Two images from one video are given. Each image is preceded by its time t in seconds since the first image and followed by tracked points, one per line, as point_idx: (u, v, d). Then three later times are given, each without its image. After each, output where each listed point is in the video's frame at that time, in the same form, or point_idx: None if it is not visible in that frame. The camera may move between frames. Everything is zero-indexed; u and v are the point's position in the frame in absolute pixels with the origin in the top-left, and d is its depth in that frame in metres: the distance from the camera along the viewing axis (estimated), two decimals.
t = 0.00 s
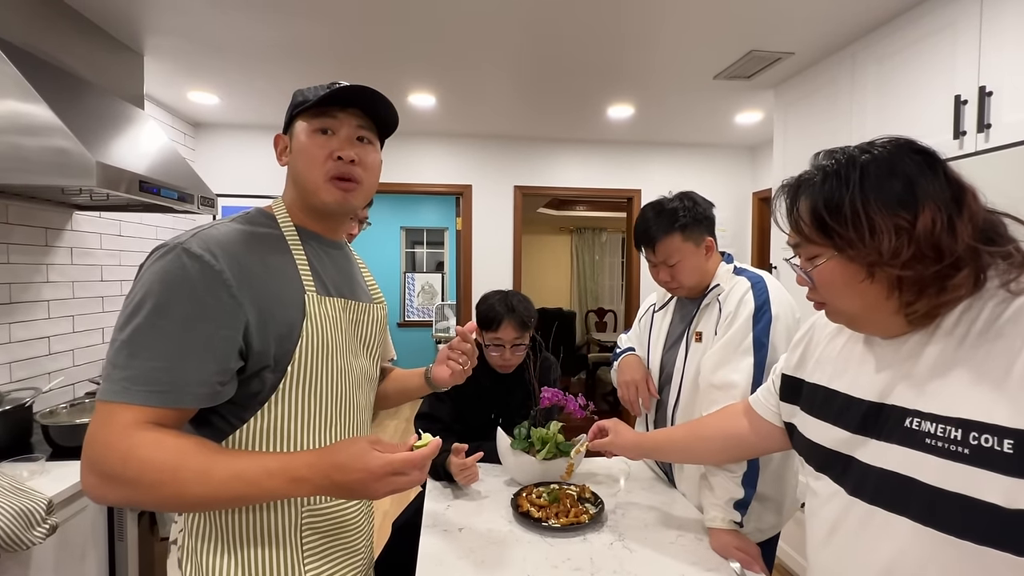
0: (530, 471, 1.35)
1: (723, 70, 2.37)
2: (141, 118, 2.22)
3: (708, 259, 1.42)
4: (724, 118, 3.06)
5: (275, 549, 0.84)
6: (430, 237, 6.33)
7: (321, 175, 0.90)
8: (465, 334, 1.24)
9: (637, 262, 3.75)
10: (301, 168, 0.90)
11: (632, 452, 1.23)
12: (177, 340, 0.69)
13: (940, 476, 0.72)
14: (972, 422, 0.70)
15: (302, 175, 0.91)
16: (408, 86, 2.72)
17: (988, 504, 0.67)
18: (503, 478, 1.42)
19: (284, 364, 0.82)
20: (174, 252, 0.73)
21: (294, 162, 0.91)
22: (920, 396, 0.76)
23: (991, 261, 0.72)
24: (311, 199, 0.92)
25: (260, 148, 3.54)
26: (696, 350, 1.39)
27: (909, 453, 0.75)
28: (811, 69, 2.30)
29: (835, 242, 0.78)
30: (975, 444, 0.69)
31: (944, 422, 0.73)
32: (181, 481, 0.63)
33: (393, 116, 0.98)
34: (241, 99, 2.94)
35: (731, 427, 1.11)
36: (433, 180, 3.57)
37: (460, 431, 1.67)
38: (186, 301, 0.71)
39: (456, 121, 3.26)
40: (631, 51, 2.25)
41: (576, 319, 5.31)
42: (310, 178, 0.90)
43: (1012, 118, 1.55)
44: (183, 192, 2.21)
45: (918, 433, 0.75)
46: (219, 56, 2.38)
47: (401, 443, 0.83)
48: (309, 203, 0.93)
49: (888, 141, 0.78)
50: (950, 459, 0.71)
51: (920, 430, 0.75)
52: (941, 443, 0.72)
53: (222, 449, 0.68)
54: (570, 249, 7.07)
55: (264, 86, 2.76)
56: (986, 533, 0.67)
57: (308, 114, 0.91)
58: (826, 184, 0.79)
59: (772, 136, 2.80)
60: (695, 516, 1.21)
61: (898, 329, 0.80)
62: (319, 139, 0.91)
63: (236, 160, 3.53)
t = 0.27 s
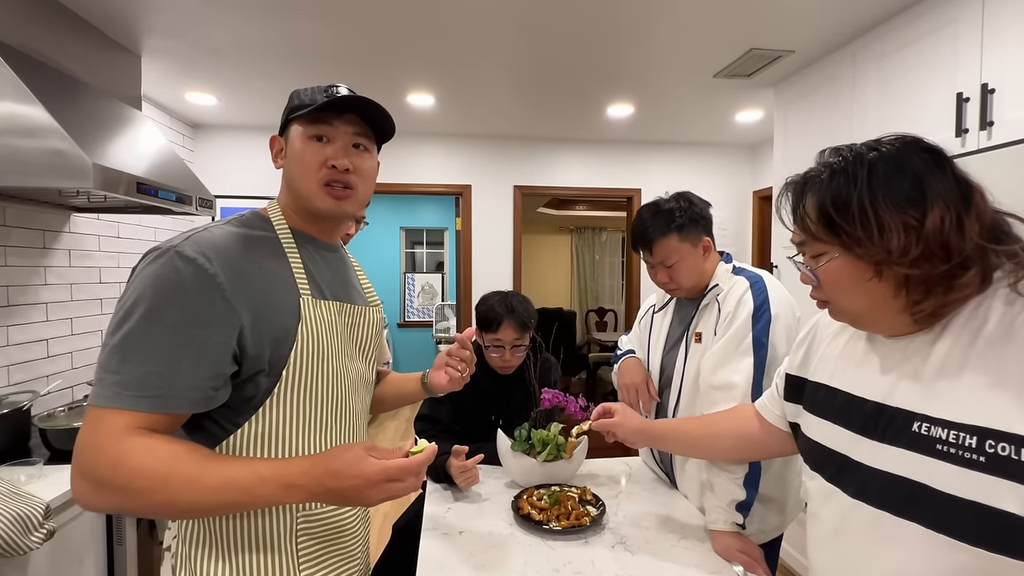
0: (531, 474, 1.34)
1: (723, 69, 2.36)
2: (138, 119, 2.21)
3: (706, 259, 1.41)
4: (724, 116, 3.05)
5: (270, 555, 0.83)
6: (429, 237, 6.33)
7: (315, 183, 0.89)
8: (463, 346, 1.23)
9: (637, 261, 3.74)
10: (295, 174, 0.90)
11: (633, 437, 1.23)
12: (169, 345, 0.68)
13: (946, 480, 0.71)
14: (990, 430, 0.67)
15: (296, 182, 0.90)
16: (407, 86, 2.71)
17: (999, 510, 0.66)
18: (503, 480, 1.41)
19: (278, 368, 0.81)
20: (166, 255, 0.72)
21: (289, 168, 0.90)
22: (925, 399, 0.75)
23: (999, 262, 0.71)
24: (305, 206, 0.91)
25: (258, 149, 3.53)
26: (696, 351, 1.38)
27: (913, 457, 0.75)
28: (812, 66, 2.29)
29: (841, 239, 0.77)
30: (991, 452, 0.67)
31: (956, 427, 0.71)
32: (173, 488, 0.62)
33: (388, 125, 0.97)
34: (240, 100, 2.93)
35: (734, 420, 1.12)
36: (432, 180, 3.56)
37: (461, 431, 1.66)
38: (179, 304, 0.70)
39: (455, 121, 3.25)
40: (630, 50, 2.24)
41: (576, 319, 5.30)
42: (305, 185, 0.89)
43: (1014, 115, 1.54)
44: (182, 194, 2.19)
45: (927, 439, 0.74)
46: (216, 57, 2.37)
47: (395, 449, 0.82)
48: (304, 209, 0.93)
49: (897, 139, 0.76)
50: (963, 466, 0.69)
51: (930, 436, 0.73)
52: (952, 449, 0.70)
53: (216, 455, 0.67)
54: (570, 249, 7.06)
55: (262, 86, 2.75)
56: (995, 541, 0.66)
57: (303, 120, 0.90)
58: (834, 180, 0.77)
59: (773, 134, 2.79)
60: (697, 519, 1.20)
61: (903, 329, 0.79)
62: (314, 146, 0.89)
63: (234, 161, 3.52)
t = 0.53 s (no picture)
0: (529, 474, 1.34)
1: (721, 67, 2.36)
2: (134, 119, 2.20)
3: (705, 258, 1.41)
4: (722, 114, 3.04)
5: (264, 560, 0.83)
6: (428, 237, 6.32)
7: (311, 184, 0.88)
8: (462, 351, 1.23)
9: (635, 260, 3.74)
10: (290, 175, 0.89)
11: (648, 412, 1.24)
12: (161, 347, 0.68)
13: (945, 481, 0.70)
14: (1006, 423, 0.65)
15: (290, 183, 0.89)
16: (404, 85, 2.70)
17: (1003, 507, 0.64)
18: (501, 480, 1.41)
19: (271, 371, 0.81)
20: (158, 255, 0.72)
21: (283, 168, 0.90)
22: (925, 398, 0.75)
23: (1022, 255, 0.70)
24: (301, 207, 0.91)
25: (255, 149, 3.52)
26: (694, 350, 1.38)
27: (912, 457, 0.74)
28: (810, 64, 2.29)
29: (865, 229, 0.75)
30: (1005, 446, 0.65)
31: (970, 422, 0.69)
32: (166, 493, 0.62)
33: (384, 126, 0.96)
34: (237, 100, 2.92)
35: (740, 410, 1.12)
36: (430, 179, 3.55)
37: (459, 431, 1.66)
38: (171, 305, 0.69)
39: (453, 120, 3.24)
40: (628, 48, 2.23)
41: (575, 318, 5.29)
42: (299, 185, 0.89)
43: (1013, 112, 1.54)
44: (178, 195, 2.19)
45: (938, 433, 0.72)
46: (212, 57, 2.36)
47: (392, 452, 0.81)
48: (299, 209, 0.92)
49: (920, 128, 0.75)
50: (976, 461, 0.67)
51: (940, 430, 0.72)
52: (964, 444, 0.68)
53: (210, 459, 0.66)
54: (570, 248, 7.05)
55: (259, 86, 2.74)
56: (1002, 537, 0.64)
57: (299, 120, 0.89)
58: (859, 168, 0.75)
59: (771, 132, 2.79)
60: (695, 519, 1.20)
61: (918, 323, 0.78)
62: (309, 146, 0.89)
63: (232, 162, 3.51)
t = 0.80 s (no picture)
0: (528, 473, 1.34)
1: (718, 65, 2.36)
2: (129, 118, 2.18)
3: (702, 252, 1.40)
4: (719, 113, 3.04)
5: (260, 562, 0.82)
6: (425, 236, 6.31)
7: (305, 184, 0.88)
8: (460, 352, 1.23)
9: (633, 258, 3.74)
10: (284, 174, 0.88)
11: (685, 387, 1.12)
12: (156, 348, 0.67)
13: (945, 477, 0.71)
14: (1008, 416, 0.65)
15: (285, 182, 0.89)
16: (401, 84, 2.69)
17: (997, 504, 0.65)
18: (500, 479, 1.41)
19: (267, 372, 0.81)
20: (153, 256, 0.71)
21: (277, 167, 0.89)
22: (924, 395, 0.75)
23: None
24: (295, 207, 0.90)
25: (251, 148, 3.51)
26: (693, 348, 1.39)
27: (912, 454, 0.75)
28: (806, 62, 2.29)
29: (917, 216, 0.71)
30: (1009, 439, 0.64)
31: (975, 414, 0.68)
32: (165, 496, 0.61)
33: (379, 125, 0.96)
34: (232, 99, 2.91)
35: (780, 404, 1.08)
36: (427, 178, 3.54)
37: (458, 430, 1.66)
38: (167, 306, 0.69)
39: (450, 119, 3.23)
40: (624, 47, 2.23)
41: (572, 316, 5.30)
42: (293, 185, 0.88)
43: (1008, 110, 1.54)
44: (174, 194, 2.17)
45: (942, 424, 0.72)
46: (207, 56, 2.35)
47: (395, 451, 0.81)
48: (293, 209, 0.92)
49: (962, 114, 0.72)
50: (980, 453, 0.66)
51: (947, 422, 0.71)
52: (969, 436, 0.68)
53: (209, 461, 0.66)
54: (567, 247, 7.05)
55: (255, 85, 2.73)
56: (1003, 528, 0.63)
57: (292, 119, 0.88)
58: (911, 152, 0.72)
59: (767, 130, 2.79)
60: (696, 516, 1.20)
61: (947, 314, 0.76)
62: (303, 146, 0.88)
63: (228, 161, 3.49)
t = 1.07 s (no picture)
0: (525, 471, 1.34)
1: (712, 64, 2.37)
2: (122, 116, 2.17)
3: (701, 249, 1.41)
4: (713, 111, 3.06)
5: (257, 562, 0.82)
6: (420, 235, 6.30)
7: (328, 199, 0.89)
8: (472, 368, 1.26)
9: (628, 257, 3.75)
10: (307, 183, 0.87)
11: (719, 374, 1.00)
12: (151, 346, 0.67)
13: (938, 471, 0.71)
14: (1000, 402, 0.64)
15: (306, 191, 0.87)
16: (396, 82, 2.68)
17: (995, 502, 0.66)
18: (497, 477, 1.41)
19: (262, 369, 0.81)
20: (146, 254, 0.70)
21: (297, 172, 0.87)
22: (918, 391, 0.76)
23: None
24: (311, 212, 0.90)
25: (245, 146, 3.49)
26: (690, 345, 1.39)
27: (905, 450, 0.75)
28: (799, 61, 2.31)
29: (967, 208, 0.65)
30: (999, 424, 0.64)
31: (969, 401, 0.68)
32: (169, 494, 0.61)
33: (400, 149, 0.99)
34: (226, 97, 2.89)
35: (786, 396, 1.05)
36: (423, 177, 3.53)
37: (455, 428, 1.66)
38: (161, 304, 0.68)
39: (445, 117, 3.23)
40: (619, 46, 2.23)
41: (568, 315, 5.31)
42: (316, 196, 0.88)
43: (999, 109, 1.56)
44: (167, 193, 2.16)
45: (939, 413, 0.71)
46: (201, 53, 2.34)
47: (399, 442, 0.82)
48: (303, 212, 0.91)
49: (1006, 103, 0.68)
50: (971, 439, 0.66)
51: (942, 411, 0.71)
52: (961, 422, 0.68)
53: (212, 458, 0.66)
54: (562, 245, 7.06)
55: (249, 83, 2.72)
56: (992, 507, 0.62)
57: (326, 129, 0.86)
58: (964, 140, 0.66)
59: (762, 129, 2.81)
60: (692, 513, 1.20)
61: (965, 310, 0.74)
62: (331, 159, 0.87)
63: (222, 159, 3.47)
